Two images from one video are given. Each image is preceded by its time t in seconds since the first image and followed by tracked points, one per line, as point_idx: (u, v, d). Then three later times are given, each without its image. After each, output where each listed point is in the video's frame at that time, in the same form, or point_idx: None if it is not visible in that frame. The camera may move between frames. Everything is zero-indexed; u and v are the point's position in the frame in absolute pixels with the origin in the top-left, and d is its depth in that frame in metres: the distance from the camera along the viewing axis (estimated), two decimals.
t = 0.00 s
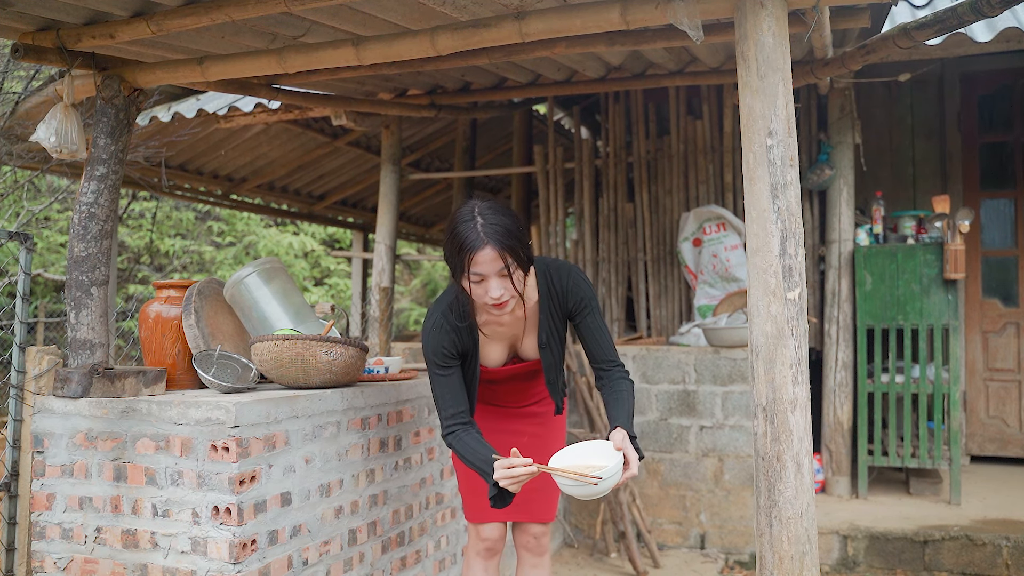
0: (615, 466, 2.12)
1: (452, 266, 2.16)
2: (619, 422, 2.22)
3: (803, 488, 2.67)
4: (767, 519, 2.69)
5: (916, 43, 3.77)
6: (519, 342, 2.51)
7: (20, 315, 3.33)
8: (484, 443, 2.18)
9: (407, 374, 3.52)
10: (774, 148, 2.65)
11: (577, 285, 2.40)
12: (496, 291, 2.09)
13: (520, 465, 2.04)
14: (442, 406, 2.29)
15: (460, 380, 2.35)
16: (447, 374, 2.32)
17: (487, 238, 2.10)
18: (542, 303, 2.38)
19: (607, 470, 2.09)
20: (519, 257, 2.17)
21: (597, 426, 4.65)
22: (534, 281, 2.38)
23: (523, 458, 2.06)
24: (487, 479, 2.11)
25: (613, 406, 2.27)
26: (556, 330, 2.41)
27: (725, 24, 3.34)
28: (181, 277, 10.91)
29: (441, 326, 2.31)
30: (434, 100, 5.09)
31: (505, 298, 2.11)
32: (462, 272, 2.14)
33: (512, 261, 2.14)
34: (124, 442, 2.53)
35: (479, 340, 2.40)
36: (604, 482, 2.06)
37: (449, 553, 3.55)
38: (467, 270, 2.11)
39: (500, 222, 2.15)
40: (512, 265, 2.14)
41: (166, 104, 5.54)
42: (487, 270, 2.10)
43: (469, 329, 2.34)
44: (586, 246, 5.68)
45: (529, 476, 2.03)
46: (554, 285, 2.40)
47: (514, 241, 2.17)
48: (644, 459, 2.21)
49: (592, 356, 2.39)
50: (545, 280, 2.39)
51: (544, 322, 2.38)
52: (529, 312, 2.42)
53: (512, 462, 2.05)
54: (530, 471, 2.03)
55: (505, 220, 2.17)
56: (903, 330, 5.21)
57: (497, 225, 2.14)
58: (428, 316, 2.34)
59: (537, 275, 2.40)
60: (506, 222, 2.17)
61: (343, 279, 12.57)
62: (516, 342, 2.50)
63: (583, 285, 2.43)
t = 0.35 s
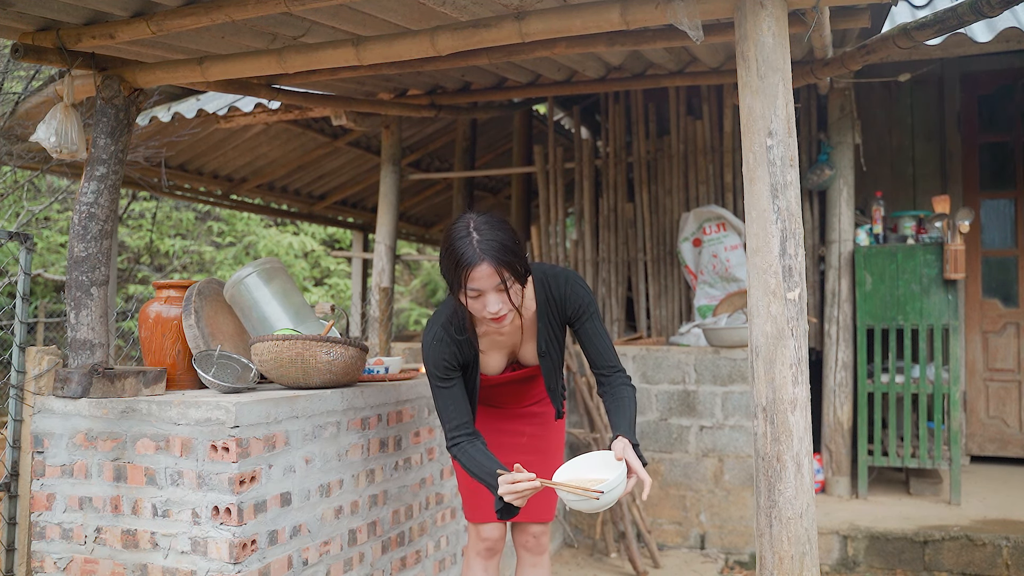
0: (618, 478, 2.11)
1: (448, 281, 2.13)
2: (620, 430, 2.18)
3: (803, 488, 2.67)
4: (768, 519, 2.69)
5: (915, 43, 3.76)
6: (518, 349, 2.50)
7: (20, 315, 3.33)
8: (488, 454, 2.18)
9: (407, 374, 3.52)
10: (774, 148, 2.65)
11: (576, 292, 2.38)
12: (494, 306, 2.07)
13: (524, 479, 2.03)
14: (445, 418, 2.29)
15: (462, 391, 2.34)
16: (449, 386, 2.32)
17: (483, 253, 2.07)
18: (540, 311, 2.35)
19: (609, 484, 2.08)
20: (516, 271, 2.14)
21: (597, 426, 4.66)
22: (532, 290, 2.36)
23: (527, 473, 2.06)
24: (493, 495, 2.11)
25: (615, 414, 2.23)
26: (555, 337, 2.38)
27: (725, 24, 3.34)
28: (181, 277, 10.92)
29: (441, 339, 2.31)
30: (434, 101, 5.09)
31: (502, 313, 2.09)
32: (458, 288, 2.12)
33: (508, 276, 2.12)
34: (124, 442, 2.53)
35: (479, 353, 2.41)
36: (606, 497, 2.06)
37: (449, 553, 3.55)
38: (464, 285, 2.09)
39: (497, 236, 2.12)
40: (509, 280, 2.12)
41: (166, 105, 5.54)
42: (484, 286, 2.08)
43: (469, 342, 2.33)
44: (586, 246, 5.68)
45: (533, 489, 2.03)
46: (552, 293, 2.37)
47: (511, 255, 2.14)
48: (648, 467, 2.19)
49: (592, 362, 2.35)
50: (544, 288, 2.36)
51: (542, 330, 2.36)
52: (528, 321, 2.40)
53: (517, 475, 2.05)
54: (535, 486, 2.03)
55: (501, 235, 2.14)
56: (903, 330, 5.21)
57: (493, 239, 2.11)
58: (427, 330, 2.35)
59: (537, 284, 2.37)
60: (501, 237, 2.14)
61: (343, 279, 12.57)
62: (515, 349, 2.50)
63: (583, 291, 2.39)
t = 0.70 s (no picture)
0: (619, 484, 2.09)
1: (445, 291, 2.13)
2: (620, 434, 2.16)
3: (803, 488, 2.67)
4: (767, 519, 2.69)
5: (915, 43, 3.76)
6: (520, 353, 2.50)
7: (20, 315, 3.33)
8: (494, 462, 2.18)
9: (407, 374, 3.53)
10: (774, 148, 2.66)
11: (575, 294, 2.37)
12: (492, 316, 2.08)
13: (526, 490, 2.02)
14: (451, 427, 2.30)
15: (467, 399, 2.35)
16: (453, 395, 2.33)
17: (478, 265, 2.06)
18: (538, 314, 2.35)
19: (611, 491, 2.06)
20: (513, 279, 2.13)
21: (596, 426, 4.66)
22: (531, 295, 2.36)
23: (530, 481, 2.05)
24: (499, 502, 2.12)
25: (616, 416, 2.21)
26: (554, 339, 2.38)
27: (725, 24, 3.34)
28: (181, 276, 10.92)
29: (445, 349, 2.31)
30: (434, 101, 5.09)
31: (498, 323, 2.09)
32: (454, 299, 2.11)
33: (505, 286, 2.10)
34: (124, 443, 2.53)
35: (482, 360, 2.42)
36: (607, 505, 2.04)
37: (449, 553, 3.55)
38: (460, 297, 2.08)
39: (493, 247, 2.10)
40: (506, 290, 2.11)
41: (166, 105, 5.54)
42: (481, 297, 2.07)
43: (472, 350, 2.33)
44: (586, 247, 5.68)
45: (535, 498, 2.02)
46: (551, 296, 2.37)
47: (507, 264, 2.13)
48: (650, 469, 2.17)
49: (594, 363, 2.34)
50: (542, 291, 2.36)
51: (541, 334, 2.36)
52: (529, 326, 2.40)
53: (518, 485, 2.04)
54: (537, 495, 2.02)
55: (496, 245, 2.12)
56: (903, 331, 5.20)
57: (489, 250, 2.10)
58: (430, 339, 2.35)
59: (536, 288, 2.37)
60: (498, 246, 2.12)
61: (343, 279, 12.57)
62: (516, 353, 2.49)
63: (582, 293, 2.38)
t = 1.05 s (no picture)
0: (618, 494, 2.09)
1: (441, 305, 2.12)
2: (622, 446, 2.16)
3: (803, 488, 2.67)
4: (767, 519, 2.69)
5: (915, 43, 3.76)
6: (522, 360, 2.49)
7: (20, 315, 3.33)
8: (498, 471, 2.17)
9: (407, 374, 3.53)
10: (774, 148, 2.66)
11: (574, 303, 2.35)
12: (489, 330, 2.08)
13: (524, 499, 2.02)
14: (455, 437, 2.29)
15: (471, 409, 2.35)
16: (456, 405, 2.33)
17: (473, 280, 2.05)
18: (538, 323, 2.34)
19: (609, 501, 2.06)
20: (509, 292, 2.12)
21: (597, 426, 4.67)
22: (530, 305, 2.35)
23: (529, 489, 2.06)
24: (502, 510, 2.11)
25: (618, 426, 2.20)
26: (553, 347, 2.37)
27: (725, 24, 3.34)
28: (181, 276, 10.92)
29: (445, 360, 2.31)
30: (434, 101, 5.09)
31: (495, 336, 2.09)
32: (450, 313, 2.11)
33: (501, 299, 2.10)
34: (124, 442, 2.53)
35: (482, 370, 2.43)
36: (605, 514, 2.04)
37: (449, 553, 3.55)
38: (456, 310, 2.08)
39: (488, 261, 2.09)
40: (502, 303, 2.11)
41: (166, 105, 5.54)
42: (476, 311, 2.06)
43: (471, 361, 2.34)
44: (586, 247, 5.68)
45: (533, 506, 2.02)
46: (551, 304, 2.35)
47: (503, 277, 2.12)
48: (650, 479, 2.16)
49: (596, 370, 2.32)
50: (542, 300, 2.35)
51: (542, 343, 2.35)
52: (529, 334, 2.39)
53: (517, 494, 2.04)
54: (536, 502, 2.02)
55: (491, 258, 2.11)
56: (903, 331, 5.20)
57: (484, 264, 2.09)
58: (431, 350, 2.36)
59: (535, 297, 2.36)
60: (493, 260, 2.11)
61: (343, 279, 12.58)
62: (517, 360, 2.49)
63: (581, 301, 2.36)
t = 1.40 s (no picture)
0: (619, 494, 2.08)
1: (440, 307, 2.12)
2: (623, 445, 2.15)
3: (803, 488, 2.66)
4: (767, 519, 2.69)
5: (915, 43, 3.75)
6: (523, 361, 2.50)
7: (20, 315, 3.33)
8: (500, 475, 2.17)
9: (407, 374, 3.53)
10: (774, 148, 2.65)
11: (574, 302, 2.35)
12: (489, 332, 2.08)
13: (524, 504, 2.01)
14: (457, 438, 2.30)
15: (473, 410, 2.36)
16: (458, 406, 2.34)
17: (473, 282, 2.04)
18: (538, 323, 2.34)
19: (610, 502, 2.05)
20: (508, 293, 2.12)
21: (596, 426, 4.68)
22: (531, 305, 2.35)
23: (528, 493, 2.05)
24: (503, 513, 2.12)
25: (620, 426, 2.19)
26: (553, 347, 2.37)
27: (725, 24, 3.34)
28: (181, 276, 10.92)
29: (446, 361, 2.32)
30: (434, 100, 5.09)
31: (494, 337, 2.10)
32: (450, 315, 2.11)
33: (501, 301, 2.10)
34: (123, 443, 2.53)
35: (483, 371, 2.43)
36: (606, 515, 2.03)
37: (449, 553, 3.54)
38: (456, 313, 2.08)
39: (488, 262, 2.09)
40: (501, 305, 2.11)
41: (166, 105, 5.54)
42: (476, 313, 2.06)
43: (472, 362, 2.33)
44: (586, 246, 5.67)
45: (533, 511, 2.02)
46: (551, 304, 2.35)
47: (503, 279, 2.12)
48: (651, 478, 2.15)
49: (598, 369, 2.32)
50: (542, 301, 2.35)
51: (542, 344, 2.35)
52: (530, 334, 2.39)
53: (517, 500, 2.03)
54: (535, 506, 2.01)
55: (491, 260, 2.10)
56: (903, 331, 5.20)
57: (483, 265, 2.08)
58: (432, 351, 2.36)
59: (536, 298, 2.36)
60: (492, 262, 2.10)
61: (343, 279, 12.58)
62: (518, 360, 2.49)
63: (581, 300, 2.36)
